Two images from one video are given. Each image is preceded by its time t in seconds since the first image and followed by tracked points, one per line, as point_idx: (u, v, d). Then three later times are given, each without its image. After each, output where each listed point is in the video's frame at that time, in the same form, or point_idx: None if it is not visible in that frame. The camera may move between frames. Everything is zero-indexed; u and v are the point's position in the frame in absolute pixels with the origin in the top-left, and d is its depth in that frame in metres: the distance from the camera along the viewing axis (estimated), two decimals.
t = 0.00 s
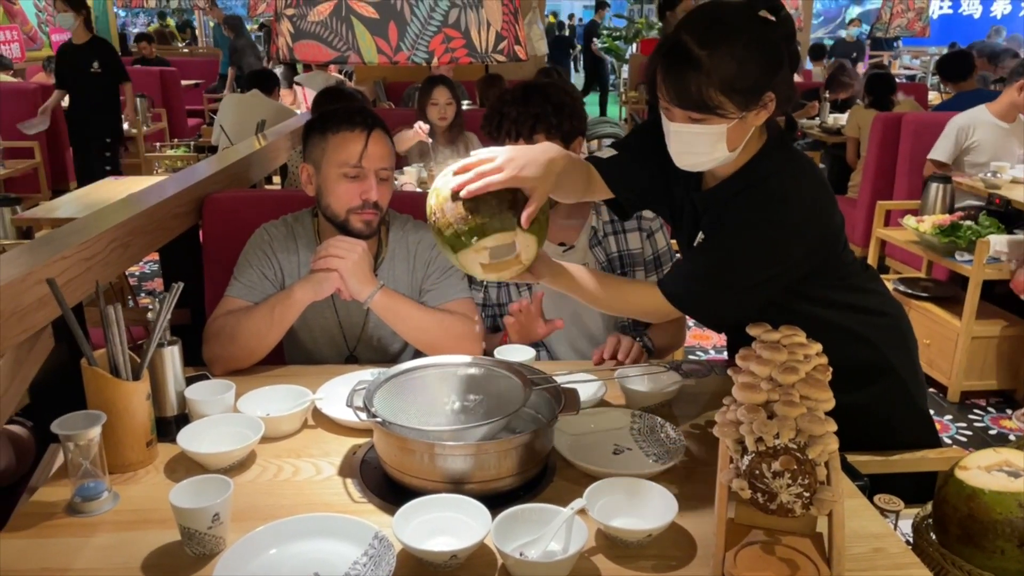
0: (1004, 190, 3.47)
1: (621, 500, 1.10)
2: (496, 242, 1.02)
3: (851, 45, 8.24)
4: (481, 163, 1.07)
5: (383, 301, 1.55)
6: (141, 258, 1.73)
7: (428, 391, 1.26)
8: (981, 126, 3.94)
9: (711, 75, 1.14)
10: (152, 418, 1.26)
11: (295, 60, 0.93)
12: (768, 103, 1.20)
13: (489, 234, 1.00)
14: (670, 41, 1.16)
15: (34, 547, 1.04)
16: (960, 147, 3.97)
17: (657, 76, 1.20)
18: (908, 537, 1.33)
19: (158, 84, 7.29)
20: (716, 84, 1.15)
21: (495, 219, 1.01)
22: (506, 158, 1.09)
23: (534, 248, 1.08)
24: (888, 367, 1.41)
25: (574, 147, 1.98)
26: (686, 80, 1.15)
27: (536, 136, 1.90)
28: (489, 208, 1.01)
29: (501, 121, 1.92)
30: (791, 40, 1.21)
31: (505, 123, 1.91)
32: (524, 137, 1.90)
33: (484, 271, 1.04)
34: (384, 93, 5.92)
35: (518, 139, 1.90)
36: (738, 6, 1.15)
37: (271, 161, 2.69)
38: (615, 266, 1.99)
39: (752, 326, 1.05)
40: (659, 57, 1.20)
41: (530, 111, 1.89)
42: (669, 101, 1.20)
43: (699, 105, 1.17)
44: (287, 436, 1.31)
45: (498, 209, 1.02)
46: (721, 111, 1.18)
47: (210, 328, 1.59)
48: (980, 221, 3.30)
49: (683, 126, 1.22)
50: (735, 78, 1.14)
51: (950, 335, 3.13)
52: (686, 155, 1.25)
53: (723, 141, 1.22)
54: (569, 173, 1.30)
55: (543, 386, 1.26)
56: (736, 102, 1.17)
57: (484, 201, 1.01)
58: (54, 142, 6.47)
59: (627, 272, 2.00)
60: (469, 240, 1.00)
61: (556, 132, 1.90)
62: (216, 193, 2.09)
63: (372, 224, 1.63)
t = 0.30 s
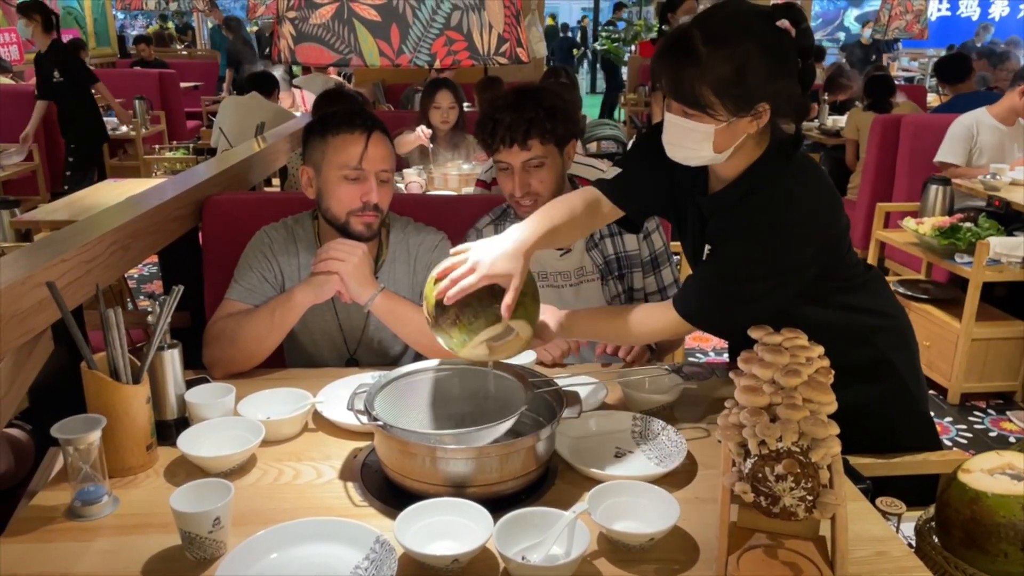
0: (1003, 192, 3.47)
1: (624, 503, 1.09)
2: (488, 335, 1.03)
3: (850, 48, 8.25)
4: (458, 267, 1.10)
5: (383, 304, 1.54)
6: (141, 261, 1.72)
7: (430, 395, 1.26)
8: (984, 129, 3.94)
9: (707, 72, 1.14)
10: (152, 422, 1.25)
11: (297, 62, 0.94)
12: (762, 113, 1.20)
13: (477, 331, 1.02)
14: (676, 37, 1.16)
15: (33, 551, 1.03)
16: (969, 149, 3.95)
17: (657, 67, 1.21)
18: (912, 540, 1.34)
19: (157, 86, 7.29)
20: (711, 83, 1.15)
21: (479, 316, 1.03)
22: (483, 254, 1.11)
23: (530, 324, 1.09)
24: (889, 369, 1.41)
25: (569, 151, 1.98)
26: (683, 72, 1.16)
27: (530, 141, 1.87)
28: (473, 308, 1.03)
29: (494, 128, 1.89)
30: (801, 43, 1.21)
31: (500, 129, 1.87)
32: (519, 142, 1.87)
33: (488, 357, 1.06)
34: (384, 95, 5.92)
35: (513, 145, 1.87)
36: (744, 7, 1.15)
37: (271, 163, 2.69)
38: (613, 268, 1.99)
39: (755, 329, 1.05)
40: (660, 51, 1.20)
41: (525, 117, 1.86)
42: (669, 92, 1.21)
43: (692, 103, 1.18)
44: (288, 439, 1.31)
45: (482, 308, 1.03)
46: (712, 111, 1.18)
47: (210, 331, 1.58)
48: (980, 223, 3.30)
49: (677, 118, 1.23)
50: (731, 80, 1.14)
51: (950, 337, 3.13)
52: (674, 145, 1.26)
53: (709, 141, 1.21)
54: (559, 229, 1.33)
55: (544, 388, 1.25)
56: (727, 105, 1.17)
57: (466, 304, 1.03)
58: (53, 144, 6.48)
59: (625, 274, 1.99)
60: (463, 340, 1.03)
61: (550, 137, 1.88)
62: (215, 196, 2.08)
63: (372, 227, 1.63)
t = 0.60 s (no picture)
0: (1001, 193, 3.48)
1: (626, 504, 1.09)
2: (502, 244, 1.00)
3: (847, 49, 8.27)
4: (484, 166, 1.07)
5: (384, 305, 1.54)
6: (140, 262, 1.72)
7: (430, 395, 1.26)
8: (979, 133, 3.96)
9: (705, 76, 1.13)
10: (152, 424, 1.25)
11: (299, 63, 0.94)
12: (762, 109, 1.19)
13: (495, 233, 0.98)
14: (669, 43, 1.16)
15: (34, 554, 1.03)
16: (968, 153, 3.96)
17: (652, 75, 1.20)
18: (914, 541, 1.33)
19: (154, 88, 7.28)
20: (710, 87, 1.14)
21: (501, 218, 0.99)
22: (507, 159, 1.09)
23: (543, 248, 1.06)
24: (889, 368, 1.41)
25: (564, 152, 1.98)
26: (679, 79, 1.15)
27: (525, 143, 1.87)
28: (496, 208, 1.00)
29: (488, 130, 1.90)
30: (786, 38, 1.20)
31: (493, 132, 1.89)
32: (513, 144, 1.88)
33: (493, 276, 1.02)
34: (382, 97, 5.92)
35: (507, 146, 1.88)
36: (734, 9, 1.14)
37: (270, 165, 2.68)
38: (610, 270, 1.99)
39: (756, 329, 1.05)
40: (654, 58, 1.20)
41: (518, 119, 1.87)
42: (666, 101, 1.20)
43: (691, 107, 1.17)
44: (289, 441, 1.30)
45: (504, 209, 1.00)
46: (714, 114, 1.17)
47: (210, 332, 1.58)
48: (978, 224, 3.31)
49: (679, 125, 1.22)
50: (731, 81, 1.14)
51: (949, 338, 3.14)
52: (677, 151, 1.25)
53: (716, 143, 1.21)
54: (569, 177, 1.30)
55: (547, 390, 1.24)
56: (730, 106, 1.16)
57: (489, 201, 1.00)
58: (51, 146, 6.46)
59: (622, 275, 2.00)
60: (477, 241, 0.99)
61: (545, 138, 1.88)
62: (214, 197, 2.08)
63: (373, 227, 1.62)
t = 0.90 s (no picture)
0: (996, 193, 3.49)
1: (623, 504, 1.09)
2: (490, 306, 1.00)
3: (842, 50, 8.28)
4: (461, 237, 1.08)
5: (381, 306, 1.54)
6: (136, 263, 1.72)
7: (428, 398, 1.26)
8: (968, 133, 3.99)
9: (713, 77, 1.14)
10: (149, 425, 1.25)
11: (297, 64, 0.93)
12: (769, 107, 1.20)
13: (478, 299, 0.99)
14: (675, 44, 1.16)
15: (30, 556, 1.03)
16: (956, 156, 3.97)
17: (657, 73, 1.21)
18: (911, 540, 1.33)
19: (149, 90, 7.27)
20: (718, 87, 1.15)
21: (482, 284, 1.00)
22: (486, 228, 1.10)
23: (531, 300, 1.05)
24: (885, 367, 1.41)
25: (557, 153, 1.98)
26: (685, 78, 1.15)
27: (517, 144, 1.86)
28: (476, 276, 1.00)
29: (480, 133, 1.88)
30: (791, 41, 1.21)
31: (486, 134, 1.86)
32: (507, 146, 1.86)
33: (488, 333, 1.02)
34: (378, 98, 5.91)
35: (500, 148, 1.86)
36: (737, 9, 1.15)
37: (266, 166, 2.68)
38: (604, 271, 2.00)
39: (754, 329, 1.05)
40: (659, 59, 1.20)
41: (511, 121, 1.85)
42: (670, 101, 1.21)
43: (697, 107, 1.17)
44: (286, 442, 1.30)
45: (485, 275, 1.01)
46: (721, 114, 1.17)
47: (207, 334, 1.58)
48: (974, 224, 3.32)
49: (681, 125, 1.21)
50: (736, 82, 1.14)
51: (944, 338, 3.15)
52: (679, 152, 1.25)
53: (720, 144, 1.21)
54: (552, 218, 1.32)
55: (544, 390, 1.24)
56: (736, 106, 1.17)
57: (469, 268, 1.01)
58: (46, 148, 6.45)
59: (617, 276, 2.00)
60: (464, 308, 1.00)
61: (537, 140, 1.88)
62: (211, 198, 2.08)
63: (370, 228, 1.62)
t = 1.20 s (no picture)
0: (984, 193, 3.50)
1: (613, 508, 1.08)
2: (477, 274, 0.97)
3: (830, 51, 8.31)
4: (454, 200, 1.05)
5: (368, 308, 1.52)
6: (120, 266, 1.69)
7: (417, 403, 1.24)
8: (949, 133, 4.00)
9: (684, 82, 1.13)
10: (131, 430, 1.22)
11: (280, 62, 0.92)
12: (743, 109, 1.19)
13: (468, 264, 0.96)
14: (647, 48, 1.15)
15: (8, 566, 1.00)
16: (937, 156, 3.99)
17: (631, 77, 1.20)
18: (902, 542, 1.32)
19: (135, 91, 7.21)
20: (689, 92, 1.14)
21: (472, 248, 0.97)
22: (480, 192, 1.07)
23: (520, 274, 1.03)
24: (874, 368, 1.41)
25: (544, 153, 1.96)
26: (657, 84, 1.15)
27: (503, 143, 1.85)
28: (468, 238, 0.98)
29: (466, 132, 1.87)
30: (763, 42, 1.18)
31: (471, 132, 1.86)
32: (492, 145, 1.85)
33: (470, 305, 0.99)
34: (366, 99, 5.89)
35: (485, 147, 1.86)
36: (710, 10, 1.13)
37: (252, 167, 2.65)
38: (594, 272, 1.99)
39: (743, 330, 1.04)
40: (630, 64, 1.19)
41: (496, 119, 1.85)
42: (644, 105, 1.20)
43: (671, 112, 1.17)
44: (271, 447, 1.28)
45: (476, 239, 0.98)
46: (695, 118, 1.17)
47: (191, 337, 1.55)
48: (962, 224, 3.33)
49: (660, 130, 1.21)
50: (708, 86, 1.13)
51: (933, 337, 3.15)
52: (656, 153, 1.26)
53: (699, 146, 1.22)
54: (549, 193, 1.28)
55: (533, 393, 1.23)
56: (711, 109, 1.16)
57: (460, 231, 0.99)
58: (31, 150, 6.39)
59: (606, 277, 1.99)
60: (450, 274, 0.97)
61: (523, 140, 1.87)
62: (196, 199, 2.05)
63: (357, 229, 1.60)
